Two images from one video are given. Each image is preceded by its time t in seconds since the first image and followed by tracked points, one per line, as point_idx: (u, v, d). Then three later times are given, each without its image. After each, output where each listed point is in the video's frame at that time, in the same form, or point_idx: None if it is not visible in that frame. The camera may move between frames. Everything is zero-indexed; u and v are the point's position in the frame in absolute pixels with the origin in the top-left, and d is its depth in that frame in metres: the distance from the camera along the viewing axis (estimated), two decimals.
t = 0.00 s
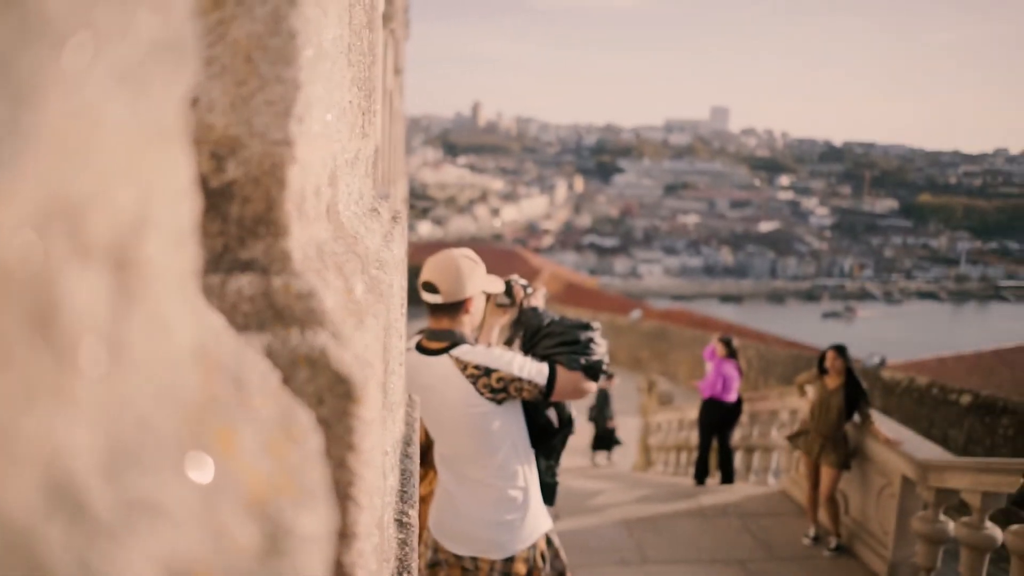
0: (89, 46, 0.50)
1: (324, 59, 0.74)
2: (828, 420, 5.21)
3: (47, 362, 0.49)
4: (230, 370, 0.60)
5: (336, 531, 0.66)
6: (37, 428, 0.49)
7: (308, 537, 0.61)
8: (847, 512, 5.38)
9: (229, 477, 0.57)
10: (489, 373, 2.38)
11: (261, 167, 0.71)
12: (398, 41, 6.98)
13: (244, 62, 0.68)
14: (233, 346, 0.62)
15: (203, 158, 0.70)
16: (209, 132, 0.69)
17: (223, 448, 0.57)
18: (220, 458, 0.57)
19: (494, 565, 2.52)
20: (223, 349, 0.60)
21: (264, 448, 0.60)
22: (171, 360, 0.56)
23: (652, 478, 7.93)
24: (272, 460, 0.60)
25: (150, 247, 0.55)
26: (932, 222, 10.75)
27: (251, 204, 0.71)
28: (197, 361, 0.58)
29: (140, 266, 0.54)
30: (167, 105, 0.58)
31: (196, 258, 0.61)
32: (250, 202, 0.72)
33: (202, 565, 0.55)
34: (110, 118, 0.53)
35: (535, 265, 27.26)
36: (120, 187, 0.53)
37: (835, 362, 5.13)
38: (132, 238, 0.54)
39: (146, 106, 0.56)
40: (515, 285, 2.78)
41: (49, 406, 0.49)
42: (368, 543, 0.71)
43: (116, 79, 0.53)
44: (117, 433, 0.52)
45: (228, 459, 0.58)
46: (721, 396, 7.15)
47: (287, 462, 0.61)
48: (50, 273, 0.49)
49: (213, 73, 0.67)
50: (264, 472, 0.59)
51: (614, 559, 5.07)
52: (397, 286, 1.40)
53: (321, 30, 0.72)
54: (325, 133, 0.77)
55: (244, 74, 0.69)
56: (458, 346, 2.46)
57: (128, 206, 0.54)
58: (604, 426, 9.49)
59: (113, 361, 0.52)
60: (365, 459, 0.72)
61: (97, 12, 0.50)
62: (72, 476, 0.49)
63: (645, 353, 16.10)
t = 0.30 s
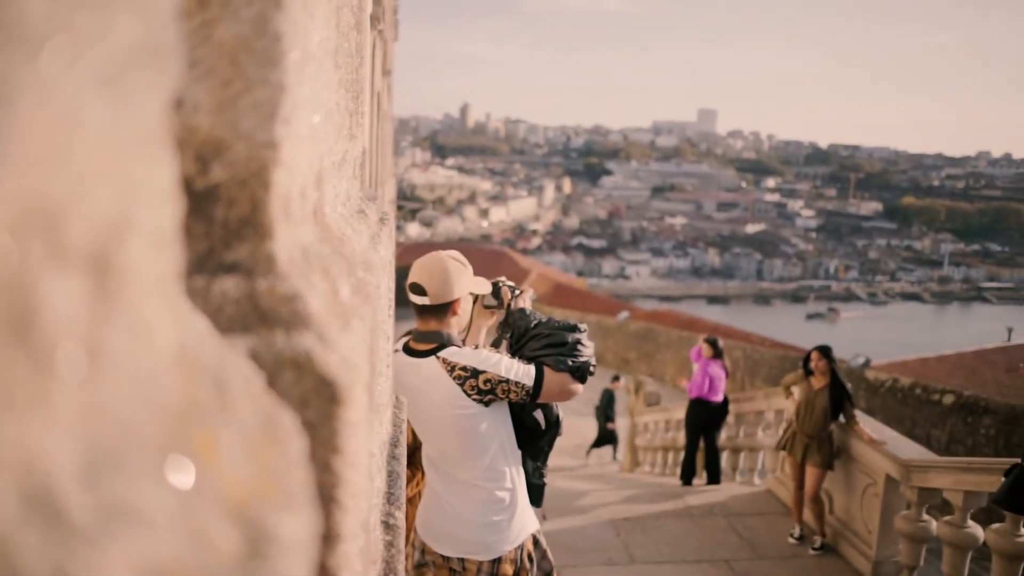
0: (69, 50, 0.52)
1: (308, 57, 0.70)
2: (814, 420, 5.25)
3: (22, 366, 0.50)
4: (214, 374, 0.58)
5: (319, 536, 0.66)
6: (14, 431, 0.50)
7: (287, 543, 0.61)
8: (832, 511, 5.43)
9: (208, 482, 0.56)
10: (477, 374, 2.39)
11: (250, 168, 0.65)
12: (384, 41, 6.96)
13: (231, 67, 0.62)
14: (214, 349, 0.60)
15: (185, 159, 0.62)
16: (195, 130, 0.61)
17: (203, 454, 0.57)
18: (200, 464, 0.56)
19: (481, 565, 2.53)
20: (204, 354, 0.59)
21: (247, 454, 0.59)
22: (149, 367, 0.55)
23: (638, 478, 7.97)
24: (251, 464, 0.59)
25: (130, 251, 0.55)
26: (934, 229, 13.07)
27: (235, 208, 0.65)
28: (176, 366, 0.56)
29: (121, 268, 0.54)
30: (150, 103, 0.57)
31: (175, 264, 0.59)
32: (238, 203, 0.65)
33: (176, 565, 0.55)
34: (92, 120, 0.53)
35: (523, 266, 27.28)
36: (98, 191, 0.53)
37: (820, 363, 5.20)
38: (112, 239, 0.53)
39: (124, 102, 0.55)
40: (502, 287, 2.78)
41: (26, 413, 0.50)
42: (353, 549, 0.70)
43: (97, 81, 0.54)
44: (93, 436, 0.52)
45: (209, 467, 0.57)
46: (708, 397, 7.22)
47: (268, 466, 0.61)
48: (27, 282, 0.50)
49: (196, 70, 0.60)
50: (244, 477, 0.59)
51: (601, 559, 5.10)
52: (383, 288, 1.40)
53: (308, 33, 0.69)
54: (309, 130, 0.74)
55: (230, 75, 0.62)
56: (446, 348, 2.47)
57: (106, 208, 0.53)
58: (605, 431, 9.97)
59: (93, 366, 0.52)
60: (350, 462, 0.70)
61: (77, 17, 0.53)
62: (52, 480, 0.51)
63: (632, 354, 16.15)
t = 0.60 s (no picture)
0: (52, 48, 0.50)
1: (294, 60, 0.71)
2: (798, 421, 5.30)
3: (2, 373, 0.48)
4: (198, 378, 0.59)
5: (303, 537, 0.69)
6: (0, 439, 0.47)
7: (269, 543, 0.62)
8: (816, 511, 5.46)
9: (194, 486, 0.57)
10: (463, 376, 2.40)
11: (234, 170, 0.66)
12: (371, 40, 6.95)
13: (216, 70, 0.63)
14: (200, 351, 0.60)
15: (175, 165, 0.61)
16: (183, 136, 0.61)
17: (189, 456, 0.57)
18: (185, 469, 0.56)
19: (467, 567, 2.53)
20: (190, 356, 0.59)
21: (231, 455, 0.61)
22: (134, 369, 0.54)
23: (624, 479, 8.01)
24: (236, 466, 0.61)
25: (115, 253, 0.54)
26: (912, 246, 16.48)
27: (220, 210, 0.65)
28: (163, 369, 0.56)
29: (105, 273, 0.53)
30: (134, 106, 0.56)
31: (162, 264, 0.59)
32: (223, 206, 0.65)
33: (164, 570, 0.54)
34: (74, 123, 0.52)
35: (511, 268, 27.27)
36: (82, 192, 0.52)
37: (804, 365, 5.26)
38: (96, 243, 0.52)
39: (113, 107, 0.55)
40: (489, 289, 2.78)
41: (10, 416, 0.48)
42: (337, 544, 0.74)
43: (79, 87, 0.52)
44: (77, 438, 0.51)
45: (194, 471, 0.57)
46: (694, 400, 7.30)
47: (254, 467, 0.63)
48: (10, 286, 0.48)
49: (182, 73, 0.60)
50: (228, 478, 0.60)
51: (588, 559, 5.11)
52: (369, 289, 1.42)
53: (293, 38, 0.69)
54: (295, 132, 0.74)
55: (215, 80, 0.63)
56: (431, 350, 2.47)
57: (90, 210, 0.52)
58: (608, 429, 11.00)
59: (75, 373, 0.50)
60: (335, 462, 0.74)
61: (61, 18, 0.50)
62: (33, 491, 0.48)
63: (618, 355, 16.20)
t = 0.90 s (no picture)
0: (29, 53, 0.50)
1: (279, 61, 0.71)
2: (783, 421, 5.34)
3: None
4: (180, 381, 0.59)
5: (288, 541, 0.69)
6: None
7: (252, 546, 0.62)
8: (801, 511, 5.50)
9: (176, 489, 0.57)
10: (449, 377, 2.41)
11: (218, 170, 0.65)
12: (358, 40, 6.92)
13: (198, 70, 0.63)
14: (182, 353, 0.60)
15: (157, 167, 0.61)
16: (166, 136, 0.61)
17: (170, 459, 0.57)
18: (167, 470, 0.56)
19: (453, 569, 2.53)
20: (172, 359, 0.59)
21: (212, 458, 0.61)
22: (111, 374, 0.53)
23: (610, 481, 8.03)
24: (219, 467, 0.61)
25: (94, 255, 0.54)
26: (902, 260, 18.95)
27: (203, 212, 0.65)
28: (143, 372, 0.56)
29: (83, 274, 0.53)
30: (110, 110, 0.55)
31: (144, 266, 0.59)
32: (205, 207, 0.65)
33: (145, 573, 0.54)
34: (50, 122, 0.51)
35: (497, 270, 27.25)
36: (58, 191, 0.51)
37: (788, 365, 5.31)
38: (73, 244, 0.52)
39: (95, 109, 0.55)
40: (474, 290, 2.78)
41: None
42: (323, 547, 0.74)
43: (56, 85, 0.52)
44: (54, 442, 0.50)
45: (176, 471, 0.57)
46: (679, 401, 7.36)
47: (235, 472, 0.63)
48: None
49: (164, 73, 0.60)
50: (211, 480, 0.60)
51: (575, 561, 5.12)
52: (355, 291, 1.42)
53: (278, 42, 0.70)
54: (280, 134, 0.74)
55: (198, 79, 0.63)
56: (418, 351, 2.47)
57: (68, 211, 0.52)
58: (596, 430, 11.06)
59: (52, 373, 0.50)
60: (320, 464, 0.75)
61: (41, 20, 0.51)
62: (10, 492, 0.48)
63: (605, 357, 16.24)
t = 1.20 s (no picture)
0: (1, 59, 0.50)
1: (262, 59, 0.71)
2: (770, 420, 5.36)
3: None
4: (158, 380, 0.58)
5: (270, 540, 0.69)
6: None
7: (233, 545, 0.62)
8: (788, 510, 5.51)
9: (152, 490, 0.56)
10: (437, 377, 2.40)
11: (200, 170, 0.65)
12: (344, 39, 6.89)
13: (180, 69, 0.63)
14: (160, 354, 0.59)
15: (137, 168, 0.61)
16: (145, 136, 0.61)
17: (146, 460, 0.56)
18: (142, 473, 0.56)
19: (442, 570, 2.52)
20: (150, 357, 0.58)
21: (192, 461, 0.60)
22: (85, 375, 0.53)
23: (598, 481, 8.03)
24: (197, 471, 0.60)
25: (68, 255, 0.53)
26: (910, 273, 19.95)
27: (185, 212, 0.64)
28: (120, 372, 0.55)
29: (57, 274, 0.52)
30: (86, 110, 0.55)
31: (123, 265, 0.59)
32: (187, 207, 0.65)
33: None
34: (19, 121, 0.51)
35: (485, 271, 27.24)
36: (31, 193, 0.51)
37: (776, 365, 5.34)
38: (46, 246, 0.52)
39: (66, 104, 0.54)
40: (462, 291, 2.78)
41: None
42: (308, 549, 0.74)
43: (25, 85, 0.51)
44: (25, 444, 0.50)
45: (153, 472, 0.57)
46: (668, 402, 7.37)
47: (214, 474, 0.62)
48: None
49: (144, 71, 0.60)
50: (191, 485, 0.59)
51: (564, 561, 5.12)
52: (341, 291, 1.41)
53: (261, 40, 0.69)
54: (263, 134, 0.74)
55: (179, 77, 0.63)
56: (405, 352, 2.47)
57: (40, 209, 0.52)
58: (584, 431, 11.07)
59: (21, 375, 0.50)
60: (304, 466, 0.74)
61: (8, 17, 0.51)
62: None
63: (593, 357, 16.25)
